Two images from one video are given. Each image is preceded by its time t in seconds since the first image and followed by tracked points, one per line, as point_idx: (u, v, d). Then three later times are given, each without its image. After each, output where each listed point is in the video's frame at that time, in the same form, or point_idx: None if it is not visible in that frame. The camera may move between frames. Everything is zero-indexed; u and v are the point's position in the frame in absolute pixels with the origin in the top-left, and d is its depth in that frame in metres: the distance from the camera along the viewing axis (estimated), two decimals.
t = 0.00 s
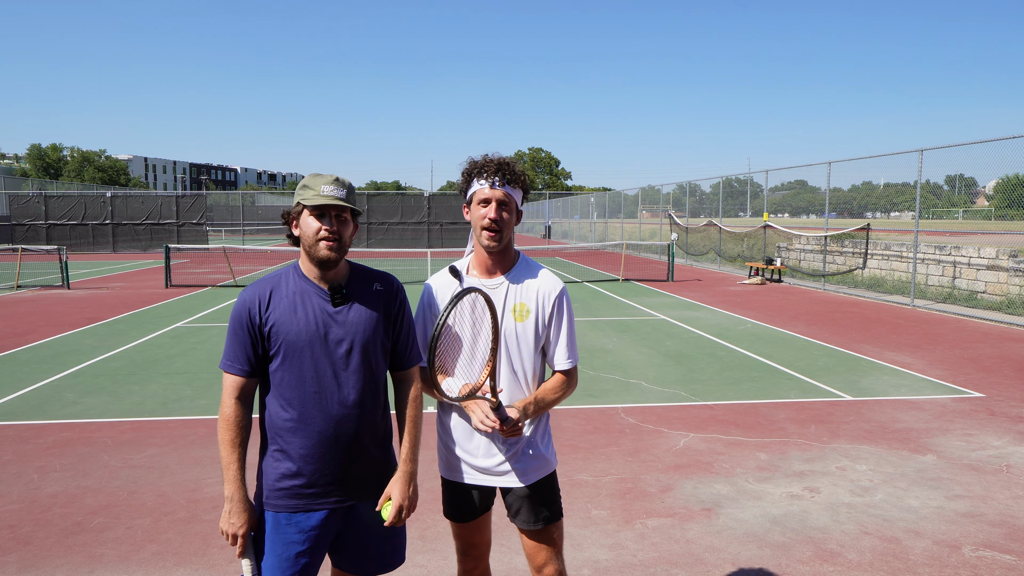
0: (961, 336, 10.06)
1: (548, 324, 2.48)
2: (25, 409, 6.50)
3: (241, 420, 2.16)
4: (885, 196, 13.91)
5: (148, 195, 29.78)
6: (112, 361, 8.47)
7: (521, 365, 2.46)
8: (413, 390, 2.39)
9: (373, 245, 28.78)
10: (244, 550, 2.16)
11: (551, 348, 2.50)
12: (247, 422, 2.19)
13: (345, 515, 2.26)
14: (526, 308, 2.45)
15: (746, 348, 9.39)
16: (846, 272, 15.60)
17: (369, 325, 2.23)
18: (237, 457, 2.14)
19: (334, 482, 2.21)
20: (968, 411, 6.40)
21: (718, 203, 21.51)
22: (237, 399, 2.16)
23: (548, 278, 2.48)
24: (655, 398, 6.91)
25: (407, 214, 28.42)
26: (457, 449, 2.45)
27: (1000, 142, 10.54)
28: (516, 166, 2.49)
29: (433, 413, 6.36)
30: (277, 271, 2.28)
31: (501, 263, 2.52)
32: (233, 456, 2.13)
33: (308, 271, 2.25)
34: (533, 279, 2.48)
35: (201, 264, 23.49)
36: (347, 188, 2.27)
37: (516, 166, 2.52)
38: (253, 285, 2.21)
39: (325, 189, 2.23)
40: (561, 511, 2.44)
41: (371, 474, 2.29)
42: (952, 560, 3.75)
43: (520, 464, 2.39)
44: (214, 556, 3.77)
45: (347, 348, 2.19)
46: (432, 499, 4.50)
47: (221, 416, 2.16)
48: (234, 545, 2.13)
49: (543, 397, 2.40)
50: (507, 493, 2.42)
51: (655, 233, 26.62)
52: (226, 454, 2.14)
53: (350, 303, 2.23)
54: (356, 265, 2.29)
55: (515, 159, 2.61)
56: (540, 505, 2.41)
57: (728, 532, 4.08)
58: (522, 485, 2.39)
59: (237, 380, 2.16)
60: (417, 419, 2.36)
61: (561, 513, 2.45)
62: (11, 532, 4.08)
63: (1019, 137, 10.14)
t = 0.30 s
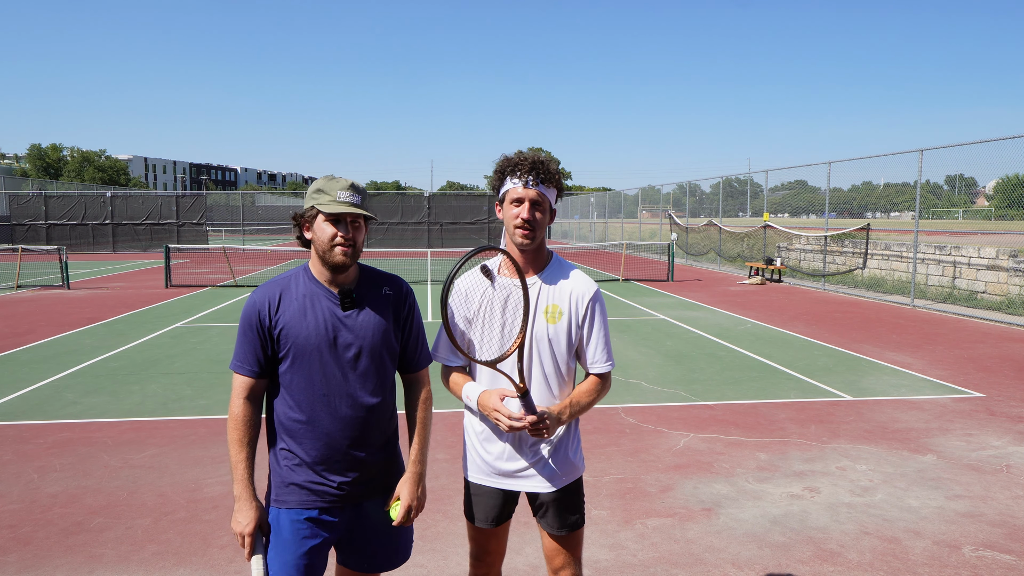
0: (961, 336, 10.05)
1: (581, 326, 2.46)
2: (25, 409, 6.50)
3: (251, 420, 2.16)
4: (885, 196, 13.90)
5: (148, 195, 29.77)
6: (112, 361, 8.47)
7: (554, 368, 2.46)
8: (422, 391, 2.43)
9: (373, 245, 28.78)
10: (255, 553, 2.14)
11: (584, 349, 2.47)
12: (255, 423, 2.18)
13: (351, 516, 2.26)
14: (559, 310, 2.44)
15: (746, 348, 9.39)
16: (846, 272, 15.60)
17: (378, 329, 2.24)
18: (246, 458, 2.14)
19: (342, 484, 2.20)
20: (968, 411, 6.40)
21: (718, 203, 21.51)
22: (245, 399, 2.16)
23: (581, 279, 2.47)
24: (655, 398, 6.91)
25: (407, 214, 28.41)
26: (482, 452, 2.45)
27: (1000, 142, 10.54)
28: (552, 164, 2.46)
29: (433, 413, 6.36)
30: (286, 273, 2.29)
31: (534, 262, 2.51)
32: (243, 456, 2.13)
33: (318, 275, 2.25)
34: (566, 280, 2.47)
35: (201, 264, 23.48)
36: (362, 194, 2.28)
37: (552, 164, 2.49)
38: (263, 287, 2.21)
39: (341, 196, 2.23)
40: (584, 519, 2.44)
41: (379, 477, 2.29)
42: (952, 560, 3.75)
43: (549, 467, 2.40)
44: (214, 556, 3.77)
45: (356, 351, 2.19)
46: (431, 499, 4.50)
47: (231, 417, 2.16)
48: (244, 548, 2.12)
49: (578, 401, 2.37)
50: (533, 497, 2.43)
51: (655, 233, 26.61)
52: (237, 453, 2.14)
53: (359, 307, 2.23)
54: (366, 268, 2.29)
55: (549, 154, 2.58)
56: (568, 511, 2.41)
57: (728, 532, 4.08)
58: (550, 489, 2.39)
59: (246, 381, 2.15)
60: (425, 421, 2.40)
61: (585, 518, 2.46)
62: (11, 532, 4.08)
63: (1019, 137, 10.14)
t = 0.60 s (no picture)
0: (962, 336, 10.05)
1: (613, 329, 2.43)
2: (25, 409, 6.50)
3: (240, 425, 2.13)
4: (885, 196, 13.90)
5: (148, 195, 29.76)
6: (112, 361, 8.47)
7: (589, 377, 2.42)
8: (413, 391, 2.49)
9: (373, 245, 28.78)
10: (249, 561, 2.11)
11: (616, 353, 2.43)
12: (245, 429, 2.15)
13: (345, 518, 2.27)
14: (590, 313, 2.42)
15: (747, 348, 9.38)
16: (846, 272, 15.59)
17: (369, 329, 2.24)
18: (237, 465, 2.11)
19: (334, 486, 2.21)
20: (968, 411, 6.40)
21: (718, 203, 21.52)
22: (235, 405, 2.12)
23: (611, 280, 2.45)
24: (655, 398, 6.91)
25: (407, 214, 28.42)
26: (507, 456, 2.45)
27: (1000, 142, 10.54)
28: (581, 167, 2.47)
29: (434, 413, 6.36)
30: (272, 273, 2.25)
31: (564, 265, 2.48)
32: (234, 463, 2.10)
33: (308, 275, 2.23)
34: (595, 283, 2.45)
35: (202, 264, 23.49)
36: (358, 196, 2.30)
37: (581, 165, 2.49)
38: (249, 287, 2.17)
39: (340, 197, 2.25)
40: (605, 526, 2.45)
41: (371, 477, 2.31)
42: (952, 560, 3.75)
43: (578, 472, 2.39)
44: (214, 556, 3.78)
45: (348, 352, 2.19)
46: (431, 499, 4.50)
47: (219, 423, 2.12)
48: (237, 554, 2.12)
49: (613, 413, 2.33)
50: (559, 502, 2.41)
51: (655, 233, 26.60)
52: (227, 461, 2.10)
53: (350, 307, 2.23)
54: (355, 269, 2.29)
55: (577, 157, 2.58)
56: (592, 516, 2.42)
57: (728, 532, 4.08)
58: (577, 495, 2.38)
59: (235, 386, 2.11)
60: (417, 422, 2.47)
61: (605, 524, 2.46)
62: (11, 532, 4.08)
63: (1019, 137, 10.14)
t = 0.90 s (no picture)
0: (961, 336, 10.05)
1: (632, 330, 2.42)
2: (25, 409, 6.50)
3: (219, 435, 2.07)
4: (885, 196, 13.90)
5: (148, 195, 29.74)
6: (112, 360, 8.47)
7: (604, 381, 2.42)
8: (390, 388, 2.53)
9: (373, 245, 28.78)
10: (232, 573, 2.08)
11: (636, 355, 2.42)
12: (223, 437, 2.09)
13: (325, 519, 2.28)
14: (611, 313, 2.42)
15: (746, 347, 9.39)
16: (847, 272, 15.59)
17: (349, 327, 2.25)
18: (218, 475, 2.06)
19: (316, 489, 2.21)
20: (968, 411, 6.40)
21: (718, 203, 21.52)
22: (212, 413, 2.06)
23: (632, 280, 2.44)
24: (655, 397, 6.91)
25: (407, 214, 28.41)
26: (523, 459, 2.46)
27: (1000, 142, 10.54)
28: (602, 168, 2.49)
29: (434, 412, 6.36)
30: (247, 274, 2.20)
31: (584, 266, 2.47)
32: (215, 473, 2.05)
33: (283, 274, 2.22)
34: (616, 283, 2.44)
35: (202, 264, 23.48)
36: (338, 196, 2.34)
37: (600, 166, 2.51)
38: (225, 289, 2.11)
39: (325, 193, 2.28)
40: (617, 533, 2.44)
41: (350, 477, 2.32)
42: (952, 560, 3.75)
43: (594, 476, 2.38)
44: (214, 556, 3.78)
45: (331, 352, 2.19)
46: (432, 499, 4.50)
47: (197, 433, 2.05)
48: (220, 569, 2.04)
49: (622, 420, 2.30)
50: (574, 505, 2.41)
51: (655, 233, 26.59)
52: (207, 472, 2.04)
53: (331, 305, 2.23)
54: (332, 264, 2.29)
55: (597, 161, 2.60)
56: (607, 521, 2.41)
57: (728, 532, 4.08)
58: (593, 500, 2.38)
59: (212, 393, 2.06)
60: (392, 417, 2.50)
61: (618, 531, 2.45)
62: (11, 532, 4.08)
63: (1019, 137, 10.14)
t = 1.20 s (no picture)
0: (962, 336, 10.05)
1: (643, 333, 2.44)
2: (25, 409, 6.50)
3: (207, 444, 2.04)
4: (885, 196, 13.90)
5: (149, 195, 29.74)
6: (113, 361, 8.47)
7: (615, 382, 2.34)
8: (367, 388, 2.55)
9: (373, 245, 28.77)
10: None
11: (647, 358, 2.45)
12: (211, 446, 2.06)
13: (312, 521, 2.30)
14: (621, 315, 2.43)
15: (747, 348, 9.38)
16: (847, 272, 15.58)
17: (330, 328, 2.27)
18: (212, 484, 2.04)
19: (303, 491, 2.22)
20: (968, 411, 6.40)
21: (718, 203, 21.51)
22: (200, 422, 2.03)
23: (645, 283, 2.45)
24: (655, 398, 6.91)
25: (407, 214, 28.41)
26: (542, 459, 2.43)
27: (1000, 142, 10.53)
28: (615, 166, 2.48)
29: (434, 413, 6.36)
30: (225, 277, 2.17)
31: (597, 266, 2.46)
32: (209, 484, 2.03)
33: (263, 277, 2.20)
34: (628, 284, 2.45)
35: (202, 264, 23.48)
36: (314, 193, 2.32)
37: (613, 164, 2.50)
38: (206, 294, 2.08)
39: (305, 193, 2.27)
40: (620, 536, 2.44)
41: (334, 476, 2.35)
42: (952, 560, 3.75)
43: (602, 478, 2.37)
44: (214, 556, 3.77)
45: (316, 354, 2.20)
46: (431, 499, 4.50)
47: (185, 443, 2.02)
48: None
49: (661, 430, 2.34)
50: (578, 507, 2.40)
51: (655, 233, 26.58)
52: (200, 482, 2.02)
53: (314, 307, 2.24)
54: (313, 265, 2.29)
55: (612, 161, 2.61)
56: (610, 524, 2.41)
57: (728, 532, 4.08)
58: (598, 502, 2.37)
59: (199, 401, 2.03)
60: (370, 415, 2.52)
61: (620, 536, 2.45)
62: (11, 532, 4.08)
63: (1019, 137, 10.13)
